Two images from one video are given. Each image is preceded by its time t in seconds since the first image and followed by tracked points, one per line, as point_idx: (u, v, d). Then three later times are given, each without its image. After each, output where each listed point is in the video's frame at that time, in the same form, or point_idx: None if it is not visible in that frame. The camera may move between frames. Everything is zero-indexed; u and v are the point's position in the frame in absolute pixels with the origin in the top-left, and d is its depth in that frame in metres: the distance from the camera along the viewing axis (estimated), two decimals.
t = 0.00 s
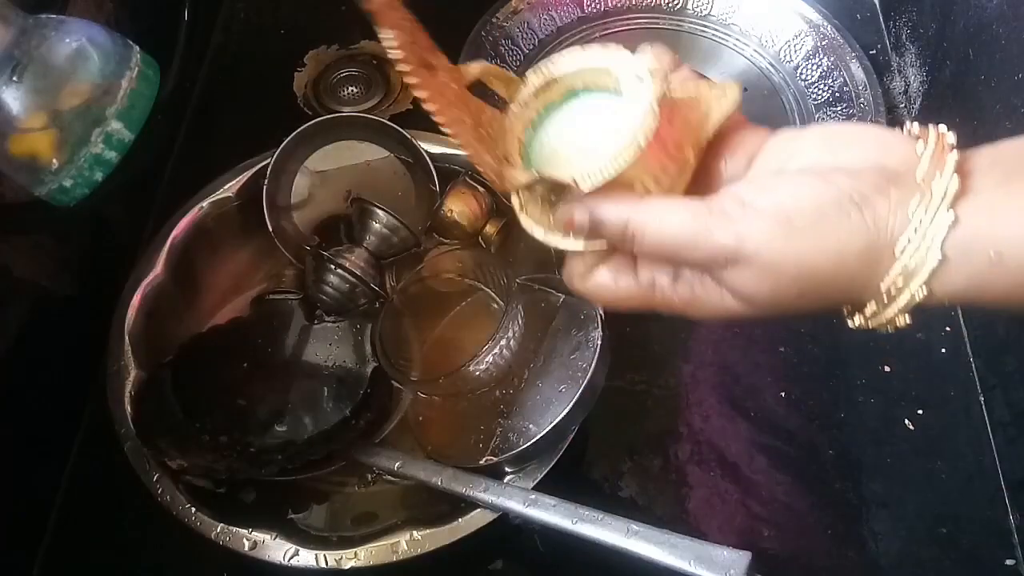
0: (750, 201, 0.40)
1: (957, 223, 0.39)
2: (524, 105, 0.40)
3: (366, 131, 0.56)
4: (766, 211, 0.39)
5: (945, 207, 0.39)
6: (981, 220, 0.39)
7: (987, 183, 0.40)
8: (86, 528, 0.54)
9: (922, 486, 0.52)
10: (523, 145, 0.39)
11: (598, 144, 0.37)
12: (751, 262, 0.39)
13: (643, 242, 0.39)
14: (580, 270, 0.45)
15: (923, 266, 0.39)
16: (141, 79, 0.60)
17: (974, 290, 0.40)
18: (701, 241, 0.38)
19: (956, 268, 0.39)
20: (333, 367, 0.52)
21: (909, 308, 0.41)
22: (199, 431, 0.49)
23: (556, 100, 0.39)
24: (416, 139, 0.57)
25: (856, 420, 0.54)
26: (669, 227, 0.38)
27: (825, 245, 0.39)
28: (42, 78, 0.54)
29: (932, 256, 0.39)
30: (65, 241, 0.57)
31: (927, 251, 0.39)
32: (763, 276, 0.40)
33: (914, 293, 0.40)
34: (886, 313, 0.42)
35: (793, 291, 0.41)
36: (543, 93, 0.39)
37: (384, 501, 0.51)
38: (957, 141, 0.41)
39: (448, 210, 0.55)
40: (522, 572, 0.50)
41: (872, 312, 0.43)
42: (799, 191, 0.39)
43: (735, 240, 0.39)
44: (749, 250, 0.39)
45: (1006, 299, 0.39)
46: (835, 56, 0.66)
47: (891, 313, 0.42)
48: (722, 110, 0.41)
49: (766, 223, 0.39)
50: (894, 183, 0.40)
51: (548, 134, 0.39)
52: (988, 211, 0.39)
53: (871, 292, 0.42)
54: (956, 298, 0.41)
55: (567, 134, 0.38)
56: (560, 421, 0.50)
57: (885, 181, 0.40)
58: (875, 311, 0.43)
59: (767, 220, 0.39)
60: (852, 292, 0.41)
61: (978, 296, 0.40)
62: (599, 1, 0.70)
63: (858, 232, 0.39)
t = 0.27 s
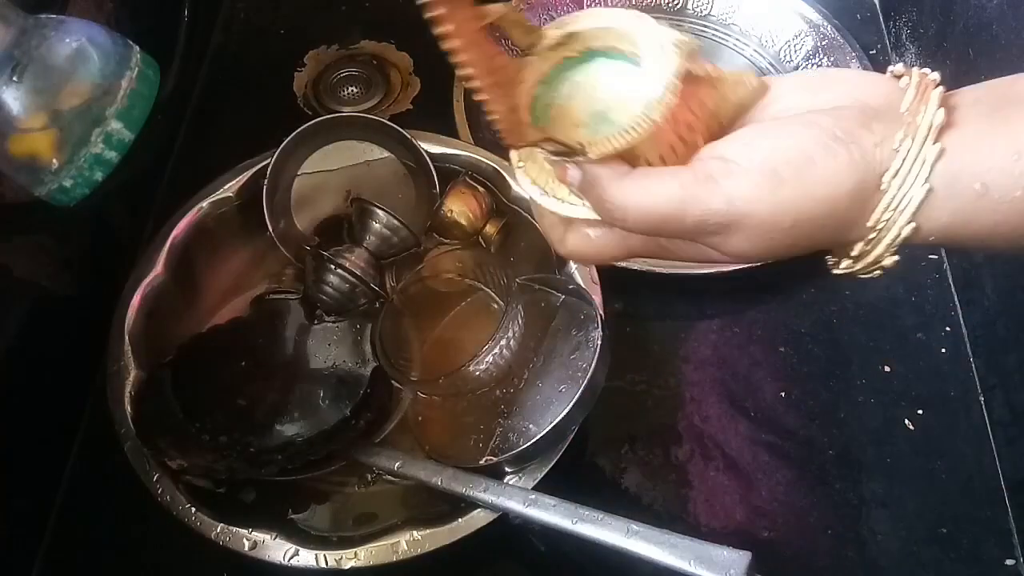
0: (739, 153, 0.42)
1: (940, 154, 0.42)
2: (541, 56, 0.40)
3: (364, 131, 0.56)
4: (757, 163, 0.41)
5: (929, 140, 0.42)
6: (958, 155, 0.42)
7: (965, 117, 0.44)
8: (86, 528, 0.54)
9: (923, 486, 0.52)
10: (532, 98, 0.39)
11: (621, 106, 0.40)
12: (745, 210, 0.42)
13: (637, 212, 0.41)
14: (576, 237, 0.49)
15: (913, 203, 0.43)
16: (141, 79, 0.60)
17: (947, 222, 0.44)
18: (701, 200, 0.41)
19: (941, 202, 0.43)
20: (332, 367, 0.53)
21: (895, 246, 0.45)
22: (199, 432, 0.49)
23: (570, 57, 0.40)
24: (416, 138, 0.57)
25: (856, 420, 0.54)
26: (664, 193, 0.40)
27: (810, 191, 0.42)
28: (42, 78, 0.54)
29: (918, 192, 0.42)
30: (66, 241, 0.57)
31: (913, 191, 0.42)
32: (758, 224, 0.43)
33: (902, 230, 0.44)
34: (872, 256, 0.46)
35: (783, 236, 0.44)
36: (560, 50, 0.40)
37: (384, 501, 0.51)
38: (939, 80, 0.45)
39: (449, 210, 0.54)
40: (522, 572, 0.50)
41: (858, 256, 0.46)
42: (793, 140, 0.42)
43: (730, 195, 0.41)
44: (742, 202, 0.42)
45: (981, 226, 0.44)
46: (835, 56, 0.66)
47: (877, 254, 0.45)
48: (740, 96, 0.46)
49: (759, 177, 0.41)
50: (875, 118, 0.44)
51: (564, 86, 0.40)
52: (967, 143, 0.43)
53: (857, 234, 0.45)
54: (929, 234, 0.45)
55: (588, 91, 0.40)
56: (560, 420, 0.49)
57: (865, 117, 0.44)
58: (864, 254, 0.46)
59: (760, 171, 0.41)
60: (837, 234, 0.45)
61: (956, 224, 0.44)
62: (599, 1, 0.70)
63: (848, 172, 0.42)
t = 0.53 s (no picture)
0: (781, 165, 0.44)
1: (986, 158, 0.42)
2: (602, 74, 0.44)
3: (364, 131, 0.56)
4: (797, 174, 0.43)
5: (972, 144, 0.42)
6: (1002, 159, 0.42)
7: (1014, 122, 0.43)
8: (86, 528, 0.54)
9: (923, 486, 0.52)
10: (590, 113, 0.43)
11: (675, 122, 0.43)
12: (787, 219, 0.44)
13: (679, 225, 0.43)
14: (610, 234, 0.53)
15: (957, 208, 0.43)
16: (141, 79, 0.60)
17: (997, 228, 0.43)
18: (740, 211, 0.43)
19: (987, 208, 0.43)
20: (333, 365, 0.53)
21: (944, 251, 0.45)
22: (199, 432, 0.49)
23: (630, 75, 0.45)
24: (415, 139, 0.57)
25: (856, 420, 0.54)
26: (703, 208, 0.42)
27: (850, 200, 0.43)
28: (42, 78, 0.54)
29: (962, 197, 0.42)
30: (66, 240, 0.57)
31: (954, 196, 0.42)
32: (801, 233, 0.44)
33: (949, 235, 0.44)
34: (920, 263, 0.46)
35: (829, 243, 0.45)
36: (621, 67, 0.45)
37: (384, 502, 0.51)
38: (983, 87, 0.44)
39: (449, 210, 0.55)
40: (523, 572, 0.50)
41: (907, 261, 0.47)
42: (836, 150, 0.43)
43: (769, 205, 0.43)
44: (781, 212, 0.43)
45: None
46: (835, 57, 0.66)
47: (925, 260, 0.46)
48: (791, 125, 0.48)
49: (799, 187, 0.43)
50: (919, 125, 0.44)
51: (622, 102, 0.45)
52: (1012, 146, 0.42)
53: (903, 239, 0.45)
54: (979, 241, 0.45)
55: (647, 107, 0.44)
56: (561, 420, 0.49)
57: (906, 123, 0.45)
58: (916, 260, 0.46)
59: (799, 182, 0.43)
60: (882, 239, 0.45)
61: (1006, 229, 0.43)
62: (599, 1, 0.70)
63: (888, 180, 0.43)
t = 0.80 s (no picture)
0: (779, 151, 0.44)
1: (984, 141, 0.42)
2: (598, 58, 0.44)
3: (365, 131, 0.56)
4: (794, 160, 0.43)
5: (970, 126, 0.42)
6: (1000, 140, 0.42)
7: (1010, 104, 0.43)
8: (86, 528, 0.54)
9: (923, 486, 0.52)
10: (585, 99, 0.44)
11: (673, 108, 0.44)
12: (783, 206, 0.44)
13: (673, 214, 0.43)
14: (605, 221, 0.52)
15: (954, 191, 0.43)
16: (141, 79, 0.60)
17: (993, 211, 0.44)
18: (737, 198, 0.43)
19: (983, 191, 0.43)
20: (332, 366, 0.53)
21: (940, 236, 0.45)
22: (199, 432, 0.49)
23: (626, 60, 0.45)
24: (415, 139, 0.57)
25: (856, 420, 0.54)
26: (698, 197, 0.42)
27: (847, 186, 0.43)
28: (42, 78, 0.54)
29: (959, 179, 0.43)
30: (66, 240, 0.57)
31: (952, 178, 0.43)
32: (796, 220, 0.44)
33: (945, 219, 0.44)
34: (914, 249, 0.46)
35: (822, 231, 0.45)
36: (617, 50, 0.45)
37: (384, 502, 0.51)
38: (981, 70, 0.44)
39: (449, 210, 0.55)
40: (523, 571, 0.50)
41: (903, 246, 0.47)
42: (833, 136, 0.43)
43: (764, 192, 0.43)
44: (777, 200, 0.43)
45: None
46: (836, 56, 0.66)
47: (921, 245, 0.46)
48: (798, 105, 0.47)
49: (794, 172, 0.43)
50: (916, 109, 0.45)
51: (619, 88, 0.45)
52: (1009, 128, 0.43)
53: (899, 222, 0.46)
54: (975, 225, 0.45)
55: (642, 94, 0.45)
56: (561, 420, 0.49)
57: (904, 107, 0.45)
58: (910, 246, 0.47)
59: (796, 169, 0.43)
60: (878, 224, 0.46)
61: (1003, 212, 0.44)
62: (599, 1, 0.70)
63: (885, 164, 0.43)
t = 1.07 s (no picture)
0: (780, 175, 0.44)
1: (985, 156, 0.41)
2: (604, 89, 0.45)
3: (365, 130, 0.56)
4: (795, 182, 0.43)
5: (971, 142, 0.42)
6: (1002, 156, 0.42)
7: (1014, 120, 0.43)
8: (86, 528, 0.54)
9: (923, 486, 0.52)
10: (595, 131, 0.44)
11: (675, 138, 0.43)
12: (786, 228, 0.44)
13: (679, 240, 0.44)
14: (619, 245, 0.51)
15: (956, 207, 0.42)
16: (141, 79, 0.60)
17: (998, 228, 0.43)
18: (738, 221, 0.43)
19: (986, 208, 0.42)
20: (332, 366, 0.53)
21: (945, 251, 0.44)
22: (199, 431, 0.49)
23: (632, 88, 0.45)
24: (415, 139, 0.57)
25: (856, 420, 0.54)
26: (703, 224, 0.43)
27: (847, 207, 0.43)
28: (42, 78, 0.54)
29: (960, 195, 0.42)
30: (66, 240, 0.57)
31: (952, 195, 0.42)
32: (801, 240, 0.44)
33: (947, 235, 0.43)
34: (919, 264, 0.46)
35: (827, 250, 0.45)
36: (623, 81, 0.45)
37: (384, 502, 0.51)
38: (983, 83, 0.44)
39: (449, 210, 0.55)
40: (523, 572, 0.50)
41: (907, 261, 0.46)
42: (833, 158, 0.43)
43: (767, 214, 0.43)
44: (779, 222, 0.43)
45: None
46: (835, 56, 0.66)
47: (926, 259, 0.45)
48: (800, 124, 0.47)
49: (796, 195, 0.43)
50: (916, 126, 0.44)
51: (624, 119, 0.45)
52: (1009, 145, 0.42)
53: (904, 239, 0.45)
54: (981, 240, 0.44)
55: (648, 123, 0.44)
56: (562, 419, 0.49)
57: (905, 125, 0.44)
58: (915, 260, 0.46)
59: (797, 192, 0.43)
60: (882, 241, 0.45)
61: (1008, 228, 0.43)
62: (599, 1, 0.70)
63: (886, 183, 0.42)
